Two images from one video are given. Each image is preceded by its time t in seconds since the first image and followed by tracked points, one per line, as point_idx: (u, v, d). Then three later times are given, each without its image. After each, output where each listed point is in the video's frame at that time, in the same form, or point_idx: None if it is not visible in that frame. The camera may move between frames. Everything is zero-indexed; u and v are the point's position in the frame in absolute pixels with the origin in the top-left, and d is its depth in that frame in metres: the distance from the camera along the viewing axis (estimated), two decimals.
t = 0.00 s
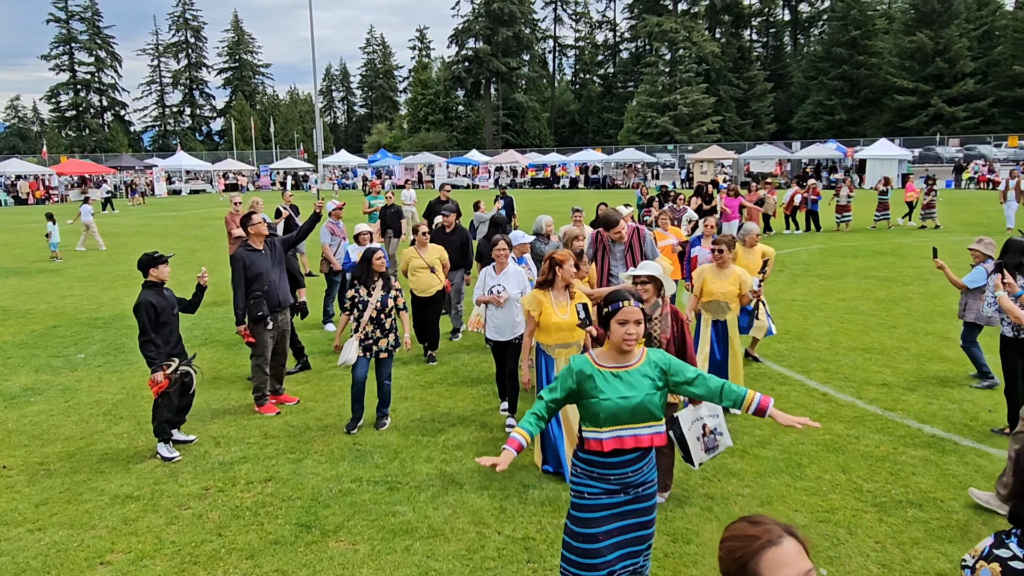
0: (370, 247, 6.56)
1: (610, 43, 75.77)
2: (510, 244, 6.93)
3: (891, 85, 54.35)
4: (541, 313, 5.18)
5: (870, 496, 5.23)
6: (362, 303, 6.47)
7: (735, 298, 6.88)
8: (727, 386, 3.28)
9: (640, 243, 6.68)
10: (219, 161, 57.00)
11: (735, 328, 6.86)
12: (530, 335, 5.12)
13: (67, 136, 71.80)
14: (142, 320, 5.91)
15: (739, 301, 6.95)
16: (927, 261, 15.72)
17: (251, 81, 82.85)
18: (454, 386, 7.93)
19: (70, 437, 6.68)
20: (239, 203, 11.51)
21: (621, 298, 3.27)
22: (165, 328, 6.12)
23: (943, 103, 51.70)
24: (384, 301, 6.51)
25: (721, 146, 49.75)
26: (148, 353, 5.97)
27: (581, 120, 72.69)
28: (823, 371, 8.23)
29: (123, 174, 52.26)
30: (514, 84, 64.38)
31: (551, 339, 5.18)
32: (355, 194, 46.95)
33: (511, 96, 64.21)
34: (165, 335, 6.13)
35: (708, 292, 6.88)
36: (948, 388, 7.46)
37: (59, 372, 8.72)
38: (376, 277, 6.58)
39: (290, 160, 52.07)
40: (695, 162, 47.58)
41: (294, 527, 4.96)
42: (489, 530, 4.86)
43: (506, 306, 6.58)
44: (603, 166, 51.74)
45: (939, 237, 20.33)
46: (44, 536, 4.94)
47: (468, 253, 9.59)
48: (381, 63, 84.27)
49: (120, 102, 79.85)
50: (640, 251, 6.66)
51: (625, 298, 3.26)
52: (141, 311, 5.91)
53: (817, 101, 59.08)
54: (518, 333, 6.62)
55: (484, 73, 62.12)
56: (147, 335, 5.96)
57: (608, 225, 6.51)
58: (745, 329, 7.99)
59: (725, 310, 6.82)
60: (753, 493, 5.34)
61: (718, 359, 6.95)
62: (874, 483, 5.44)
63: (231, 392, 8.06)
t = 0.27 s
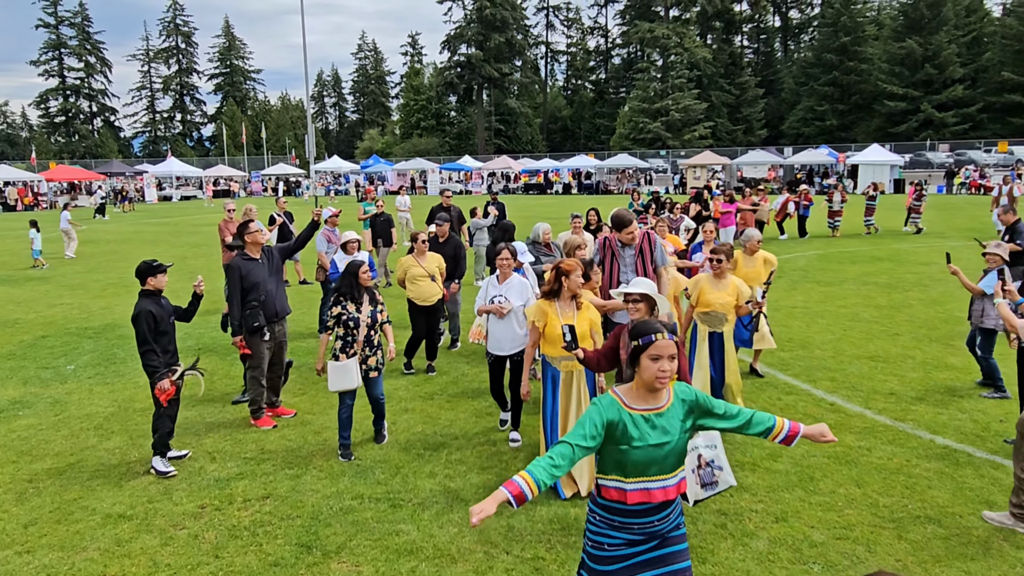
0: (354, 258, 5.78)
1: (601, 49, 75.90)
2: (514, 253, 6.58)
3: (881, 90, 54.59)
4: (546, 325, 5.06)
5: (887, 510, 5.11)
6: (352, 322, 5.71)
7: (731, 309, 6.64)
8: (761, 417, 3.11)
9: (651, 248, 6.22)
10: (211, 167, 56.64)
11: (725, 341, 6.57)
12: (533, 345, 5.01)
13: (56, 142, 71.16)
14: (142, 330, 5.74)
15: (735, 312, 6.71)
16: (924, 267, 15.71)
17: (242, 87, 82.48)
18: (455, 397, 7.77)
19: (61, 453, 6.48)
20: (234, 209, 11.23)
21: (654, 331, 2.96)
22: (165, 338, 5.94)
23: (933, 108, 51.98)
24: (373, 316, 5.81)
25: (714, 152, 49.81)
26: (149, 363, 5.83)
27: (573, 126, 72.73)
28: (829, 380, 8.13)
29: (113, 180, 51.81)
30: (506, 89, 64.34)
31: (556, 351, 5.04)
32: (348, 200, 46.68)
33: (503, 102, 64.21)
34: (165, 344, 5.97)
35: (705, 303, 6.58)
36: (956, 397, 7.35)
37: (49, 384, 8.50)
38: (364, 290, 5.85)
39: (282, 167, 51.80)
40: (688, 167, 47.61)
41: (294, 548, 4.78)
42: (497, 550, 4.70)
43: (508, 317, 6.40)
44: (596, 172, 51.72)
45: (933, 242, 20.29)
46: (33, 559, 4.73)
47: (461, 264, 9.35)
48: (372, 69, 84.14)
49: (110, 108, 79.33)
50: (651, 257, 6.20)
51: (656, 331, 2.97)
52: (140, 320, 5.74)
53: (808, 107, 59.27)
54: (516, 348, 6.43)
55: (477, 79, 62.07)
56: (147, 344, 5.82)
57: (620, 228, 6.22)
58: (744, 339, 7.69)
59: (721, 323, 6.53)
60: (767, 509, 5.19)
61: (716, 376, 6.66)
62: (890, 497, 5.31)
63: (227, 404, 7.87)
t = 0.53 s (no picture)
0: (340, 267, 5.58)
1: (590, 56, 76.11)
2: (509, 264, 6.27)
3: (868, 96, 54.93)
4: (555, 333, 4.91)
5: (899, 523, 4.99)
6: (342, 335, 5.49)
7: (732, 319, 6.52)
8: (788, 403, 3.09)
9: (656, 255, 5.92)
10: (199, 173, 56.21)
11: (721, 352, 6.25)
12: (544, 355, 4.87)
13: (41, 148, 70.43)
14: (132, 340, 5.55)
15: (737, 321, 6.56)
16: (918, 272, 15.69)
17: (230, 93, 82.07)
18: (452, 407, 7.62)
19: (45, 469, 6.26)
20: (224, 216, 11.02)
21: (704, 356, 2.82)
22: (157, 347, 5.75)
23: (919, 114, 52.34)
24: (364, 327, 5.65)
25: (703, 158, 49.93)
26: (141, 373, 5.61)
27: (562, 132, 72.80)
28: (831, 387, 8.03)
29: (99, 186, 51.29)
30: (495, 96, 64.34)
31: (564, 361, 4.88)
32: (337, 206, 46.42)
33: (493, 108, 64.20)
34: (157, 353, 5.77)
35: (705, 313, 6.47)
36: (958, 404, 7.27)
37: (32, 396, 8.26)
38: (351, 301, 5.66)
39: (271, 173, 51.46)
40: (678, 173, 47.68)
41: (289, 569, 4.60)
42: (501, 568, 4.53)
43: (499, 330, 6.11)
44: (586, 178, 51.71)
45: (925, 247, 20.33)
46: None
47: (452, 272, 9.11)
48: (361, 75, 83.98)
49: (97, 114, 78.73)
50: (657, 264, 5.90)
51: (710, 356, 2.82)
52: (130, 329, 5.55)
53: (795, 113, 59.60)
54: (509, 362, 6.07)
55: (466, 85, 62.02)
56: (137, 354, 5.60)
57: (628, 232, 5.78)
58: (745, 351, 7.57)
59: (724, 333, 6.40)
60: (776, 522, 5.05)
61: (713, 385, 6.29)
62: (901, 509, 5.19)
63: (217, 416, 7.66)
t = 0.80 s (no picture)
0: (330, 278, 5.37)
1: (576, 60, 76.21)
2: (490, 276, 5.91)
3: (851, 101, 55.30)
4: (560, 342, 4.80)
5: (907, 536, 4.87)
6: (338, 347, 5.31)
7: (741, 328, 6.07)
8: (853, 470, 2.78)
9: (666, 265, 5.63)
10: (182, 178, 55.62)
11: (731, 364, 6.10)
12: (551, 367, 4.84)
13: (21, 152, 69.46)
14: (122, 352, 5.40)
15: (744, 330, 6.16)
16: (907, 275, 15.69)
17: (214, 97, 81.39)
18: (444, 418, 7.46)
19: (24, 485, 6.04)
20: (209, 222, 10.78)
21: (757, 390, 2.49)
22: (148, 359, 5.60)
23: (902, 118, 52.74)
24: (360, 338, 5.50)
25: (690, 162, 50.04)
26: (131, 387, 5.46)
27: (549, 136, 72.66)
28: (828, 394, 7.93)
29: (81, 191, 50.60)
30: (482, 100, 64.23)
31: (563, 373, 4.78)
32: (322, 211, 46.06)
33: (479, 112, 64.10)
34: (148, 366, 5.61)
35: (714, 322, 6.00)
36: (955, 410, 7.21)
37: (10, 409, 8.00)
38: (343, 312, 5.47)
39: (255, 177, 51.02)
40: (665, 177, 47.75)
41: None
42: None
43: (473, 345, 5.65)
44: (573, 182, 51.66)
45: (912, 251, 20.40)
46: None
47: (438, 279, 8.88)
48: (347, 79, 83.59)
49: (79, 118, 77.84)
50: (666, 275, 5.60)
51: (764, 388, 2.49)
52: (120, 342, 5.40)
53: (780, 117, 59.94)
54: (495, 378, 5.64)
55: (452, 89, 61.82)
56: (127, 368, 5.45)
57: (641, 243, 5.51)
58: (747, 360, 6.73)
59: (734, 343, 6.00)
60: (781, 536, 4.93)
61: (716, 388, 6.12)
62: (908, 521, 5.07)
63: (203, 428, 7.45)
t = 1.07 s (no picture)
0: (319, 289, 5.17)
1: (556, 64, 76.32)
2: (461, 286, 5.63)
3: (829, 104, 55.81)
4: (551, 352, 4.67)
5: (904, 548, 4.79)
6: (330, 359, 5.12)
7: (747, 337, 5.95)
8: (930, 493, 2.43)
9: (687, 276, 5.28)
10: (160, 181, 54.88)
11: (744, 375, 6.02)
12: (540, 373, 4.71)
13: None
14: (109, 367, 5.29)
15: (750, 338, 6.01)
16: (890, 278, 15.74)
17: (191, 99, 80.49)
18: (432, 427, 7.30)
19: None
20: (187, 227, 10.53)
21: (820, 440, 2.15)
22: (137, 372, 5.47)
23: (878, 121, 53.32)
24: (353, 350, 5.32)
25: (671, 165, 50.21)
26: (119, 405, 5.36)
27: (530, 139, 72.60)
28: (818, 399, 7.87)
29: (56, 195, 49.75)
30: (463, 103, 64.13)
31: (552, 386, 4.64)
32: (302, 215, 45.57)
33: (460, 115, 63.95)
34: (136, 381, 5.49)
35: (722, 331, 5.84)
36: (945, 415, 7.17)
37: None
38: (335, 323, 5.30)
39: (234, 181, 50.48)
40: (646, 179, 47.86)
41: None
42: None
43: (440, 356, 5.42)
44: (555, 185, 51.67)
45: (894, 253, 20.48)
46: None
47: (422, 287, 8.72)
48: (326, 82, 83.06)
49: (53, 121, 76.62)
50: (685, 287, 5.26)
51: (827, 438, 2.16)
52: (106, 356, 5.29)
53: (759, 120, 60.44)
54: (462, 394, 5.37)
55: (433, 91, 61.59)
56: (116, 383, 5.35)
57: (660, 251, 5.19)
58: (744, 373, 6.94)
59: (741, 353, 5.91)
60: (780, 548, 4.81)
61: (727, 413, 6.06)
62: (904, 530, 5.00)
63: (182, 442, 7.21)
